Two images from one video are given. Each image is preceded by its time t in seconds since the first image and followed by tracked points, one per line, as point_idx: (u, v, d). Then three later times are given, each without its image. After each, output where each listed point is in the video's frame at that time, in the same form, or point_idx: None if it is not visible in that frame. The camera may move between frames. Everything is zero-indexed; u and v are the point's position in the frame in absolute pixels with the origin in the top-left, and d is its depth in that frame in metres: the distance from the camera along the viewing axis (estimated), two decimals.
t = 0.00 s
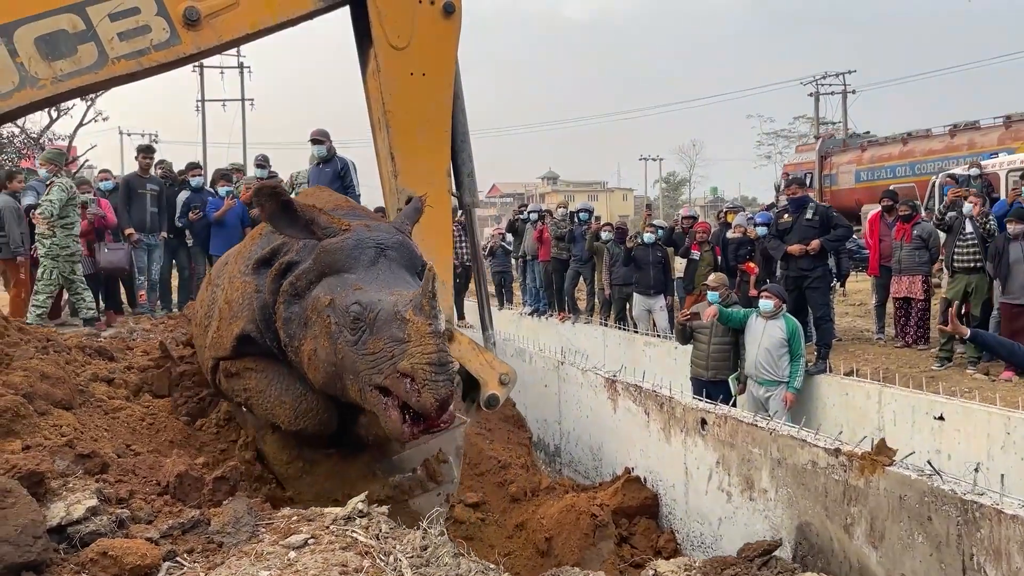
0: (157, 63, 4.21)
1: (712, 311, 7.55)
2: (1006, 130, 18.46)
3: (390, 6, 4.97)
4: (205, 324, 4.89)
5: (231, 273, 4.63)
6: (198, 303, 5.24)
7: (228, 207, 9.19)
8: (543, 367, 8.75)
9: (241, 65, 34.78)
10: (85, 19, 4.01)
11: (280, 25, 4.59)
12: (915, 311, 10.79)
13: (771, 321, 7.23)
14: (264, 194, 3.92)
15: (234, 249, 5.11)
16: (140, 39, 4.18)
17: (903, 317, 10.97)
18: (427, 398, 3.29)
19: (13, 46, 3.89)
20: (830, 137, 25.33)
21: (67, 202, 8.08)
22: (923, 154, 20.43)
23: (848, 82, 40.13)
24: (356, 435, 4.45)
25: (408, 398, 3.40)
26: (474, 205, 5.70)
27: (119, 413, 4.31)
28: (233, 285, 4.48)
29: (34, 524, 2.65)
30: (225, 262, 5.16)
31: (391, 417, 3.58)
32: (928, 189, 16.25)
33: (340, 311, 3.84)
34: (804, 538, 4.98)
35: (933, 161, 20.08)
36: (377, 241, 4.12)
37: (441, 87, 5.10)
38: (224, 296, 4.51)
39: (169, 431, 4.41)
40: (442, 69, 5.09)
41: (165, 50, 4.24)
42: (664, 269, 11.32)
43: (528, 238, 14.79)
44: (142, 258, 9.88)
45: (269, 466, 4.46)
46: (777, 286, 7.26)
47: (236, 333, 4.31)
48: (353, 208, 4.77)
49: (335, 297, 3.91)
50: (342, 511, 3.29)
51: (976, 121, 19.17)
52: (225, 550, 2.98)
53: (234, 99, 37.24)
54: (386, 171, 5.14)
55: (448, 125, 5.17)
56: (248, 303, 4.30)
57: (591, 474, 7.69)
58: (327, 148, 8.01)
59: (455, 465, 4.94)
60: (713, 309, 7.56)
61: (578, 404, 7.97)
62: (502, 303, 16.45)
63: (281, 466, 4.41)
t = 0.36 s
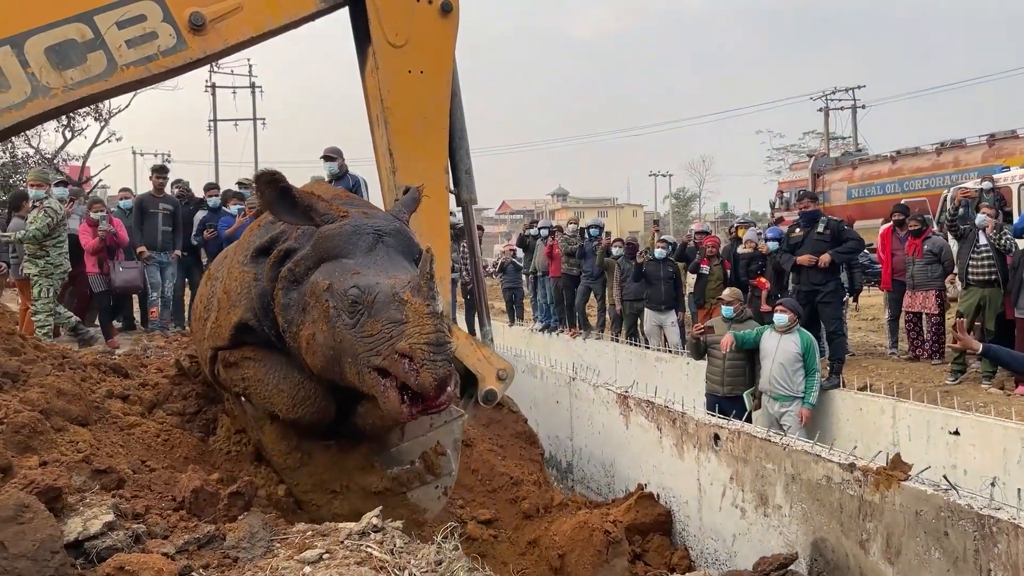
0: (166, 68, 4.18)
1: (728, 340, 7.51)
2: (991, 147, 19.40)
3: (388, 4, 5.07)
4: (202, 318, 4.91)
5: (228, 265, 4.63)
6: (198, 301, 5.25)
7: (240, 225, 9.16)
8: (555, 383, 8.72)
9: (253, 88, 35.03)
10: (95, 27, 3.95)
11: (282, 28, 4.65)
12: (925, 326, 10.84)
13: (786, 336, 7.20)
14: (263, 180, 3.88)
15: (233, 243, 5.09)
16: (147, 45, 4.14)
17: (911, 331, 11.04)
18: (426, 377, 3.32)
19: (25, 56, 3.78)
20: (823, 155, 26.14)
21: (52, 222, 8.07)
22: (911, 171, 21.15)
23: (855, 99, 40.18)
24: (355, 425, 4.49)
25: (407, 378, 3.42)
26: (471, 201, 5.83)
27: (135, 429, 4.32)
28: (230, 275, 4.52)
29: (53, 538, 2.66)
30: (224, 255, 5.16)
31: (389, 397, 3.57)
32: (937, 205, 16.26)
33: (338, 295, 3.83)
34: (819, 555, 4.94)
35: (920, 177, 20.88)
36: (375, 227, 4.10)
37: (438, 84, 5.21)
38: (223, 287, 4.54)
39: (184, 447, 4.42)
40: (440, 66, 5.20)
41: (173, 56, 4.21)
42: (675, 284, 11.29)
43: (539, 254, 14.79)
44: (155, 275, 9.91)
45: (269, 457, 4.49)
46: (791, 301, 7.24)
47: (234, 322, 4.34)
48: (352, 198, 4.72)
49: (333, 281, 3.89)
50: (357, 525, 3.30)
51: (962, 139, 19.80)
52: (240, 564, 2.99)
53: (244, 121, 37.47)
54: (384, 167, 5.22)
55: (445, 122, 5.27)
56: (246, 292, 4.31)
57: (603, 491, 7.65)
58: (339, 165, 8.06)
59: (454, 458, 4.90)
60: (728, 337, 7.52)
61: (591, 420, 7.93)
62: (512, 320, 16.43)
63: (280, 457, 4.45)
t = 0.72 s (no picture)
0: (170, 68, 4.32)
1: (754, 382, 7.34)
2: (976, 160, 20.02)
3: None
4: (202, 308, 4.98)
5: (229, 251, 4.72)
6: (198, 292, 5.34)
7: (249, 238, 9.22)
8: (566, 394, 8.70)
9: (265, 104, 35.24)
10: (99, 31, 4.14)
11: (284, 25, 4.71)
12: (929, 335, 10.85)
13: (798, 345, 7.17)
14: (263, 164, 3.93)
15: (232, 233, 5.11)
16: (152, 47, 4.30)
17: (911, 340, 11.07)
18: (425, 355, 3.35)
19: (34, 62, 4.02)
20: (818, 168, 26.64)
21: (55, 249, 8.19)
22: (901, 184, 21.73)
23: (865, 110, 39.86)
24: (352, 412, 4.52)
25: (406, 356, 3.47)
26: (467, 193, 5.93)
27: (149, 440, 4.34)
28: (230, 263, 4.60)
29: (68, 547, 2.67)
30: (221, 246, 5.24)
31: (388, 376, 3.61)
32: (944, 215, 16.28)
33: (336, 277, 3.88)
34: (834, 565, 4.92)
35: (910, 190, 21.37)
36: (371, 211, 4.14)
37: (434, 78, 5.28)
38: (222, 274, 4.61)
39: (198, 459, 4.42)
40: (436, 60, 5.27)
41: (177, 56, 4.35)
42: (686, 295, 11.28)
43: (549, 266, 14.77)
44: (166, 290, 9.97)
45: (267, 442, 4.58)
46: (804, 311, 7.23)
47: (232, 307, 4.41)
48: (349, 185, 4.75)
49: (331, 264, 3.94)
50: (369, 534, 3.31)
51: (950, 152, 20.29)
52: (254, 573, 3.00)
53: (253, 137, 37.68)
54: (382, 160, 5.26)
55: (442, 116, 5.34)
56: (244, 278, 4.38)
57: (615, 502, 7.63)
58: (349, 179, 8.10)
59: (450, 447, 4.87)
60: (753, 378, 7.35)
61: (603, 432, 7.91)
62: (524, 332, 16.42)
63: (277, 442, 4.51)
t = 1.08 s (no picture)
0: (177, 70, 4.28)
1: (758, 376, 7.48)
2: (965, 172, 20.40)
3: None
4: (199, 296, 4.90)
5: (227, 235, 4.65)
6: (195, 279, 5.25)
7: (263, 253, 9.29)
8: (580, 406, 8.68)
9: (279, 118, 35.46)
10: (106, 36, 4.10)
11: (284, 23, 4.69)
12: (941, 343, 10.79)
13: (813, 356, 7.14)
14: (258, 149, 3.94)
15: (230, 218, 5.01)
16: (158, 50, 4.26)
17: (926, 350, 10.99)
18: (415, 335, 3.30)
19: (44, 69, 3.98)
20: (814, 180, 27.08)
21: (90, 258, 8.42)
22: (893, 197, 22.18)
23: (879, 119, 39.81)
24: (349, 396, 4.46)
25: (396, 335, 3.42)
26: (462, 185, 6.03)
27: (167, 452, 4.36)
28: (227, 249, 4.51)
29: (88, 557, 2.67)
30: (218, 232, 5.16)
31: (380, 356, 3.58)
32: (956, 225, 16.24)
33: (330, 259, 3.84)
34: None
35: (902, 203, 21.81)
36: (367, 197, 4.11)
37: (429, 71, 5.36)
38: (220, 260, 4.53)
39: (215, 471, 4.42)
40: (431, 53, 5.35)
41: (183, 58, 4.31)
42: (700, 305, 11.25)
43: (562, 276, 14.71)
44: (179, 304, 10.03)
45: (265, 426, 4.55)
46: (819, 321, 7.19)
47: (230, 293, 4.36)
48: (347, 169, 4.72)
49: (326, 247, 3.89)
50: (385, 545, 3.31)
51: (939, 164, 20.81)
52: None
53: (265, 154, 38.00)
54: (378, 152, 5.36)
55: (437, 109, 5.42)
56: (243, 263, 4.31)
57: (631, 514, 7.59)
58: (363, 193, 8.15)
59: (447, 433, 4.82)
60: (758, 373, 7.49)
61: (617, 443, 7.88)
62: (537, 343, 16.42)
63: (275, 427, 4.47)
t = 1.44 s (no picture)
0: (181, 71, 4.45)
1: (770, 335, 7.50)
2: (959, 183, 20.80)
3: None
4: (195, 282, 4.74)
5: (224, 218, 4.47)
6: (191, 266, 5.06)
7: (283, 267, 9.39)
8: (596, 415, 8.66)
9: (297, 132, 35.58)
10: (110, 41, 4.27)
11: (282, 20, 4.85)
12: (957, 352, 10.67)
13: (832, 364, 7.09)
14: (263, 128, 3.80)
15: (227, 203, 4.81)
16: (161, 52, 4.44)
17: (945, 358, 10.86)
18: (425, 304, 3.27)
19: (52, 76, 4.15)
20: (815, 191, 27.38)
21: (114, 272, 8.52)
22: (890, 207, 22.55)
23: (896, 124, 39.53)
24: (346, 377, 4.29)
25: (406, 306, 3.36)
26: (453, 176, 6.04)
27: (184, 464, 4.35)
28: (224, 231, 4.35)
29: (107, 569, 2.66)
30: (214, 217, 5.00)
31: (388, 327, 3.45)
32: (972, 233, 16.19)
33: (336, 237, 3.70)
34: None
35: (898, 212, 22.29)
36: (368, 175, 3.96)
37: (419, 64, 5.53)
38: (218, 244, 4.37)
39: (233, 480, 4.34)
40: (420, 46, 5.52)
41: (186, 59, 4.48)
42: (717, 313, 11.20)
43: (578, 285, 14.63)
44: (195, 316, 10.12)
45: (262, 408, 4.37)
46: (836, 329, 7.15)
47: (229, 276, 4.21)
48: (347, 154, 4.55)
49: (331, 225, 3.75)
50: (401, 556, 3.31)
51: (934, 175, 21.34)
52: None
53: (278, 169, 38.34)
54: (369, 143, 5.51)
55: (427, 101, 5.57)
56: (242, 246, 4.16)
57: (648, 524, 7.55)
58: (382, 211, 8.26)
59: (440, 416, 4.70)
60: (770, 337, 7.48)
61: (634, 452, 7.85)
62: (554, 352, 16.42)
63: (273, 409, 4.29)
